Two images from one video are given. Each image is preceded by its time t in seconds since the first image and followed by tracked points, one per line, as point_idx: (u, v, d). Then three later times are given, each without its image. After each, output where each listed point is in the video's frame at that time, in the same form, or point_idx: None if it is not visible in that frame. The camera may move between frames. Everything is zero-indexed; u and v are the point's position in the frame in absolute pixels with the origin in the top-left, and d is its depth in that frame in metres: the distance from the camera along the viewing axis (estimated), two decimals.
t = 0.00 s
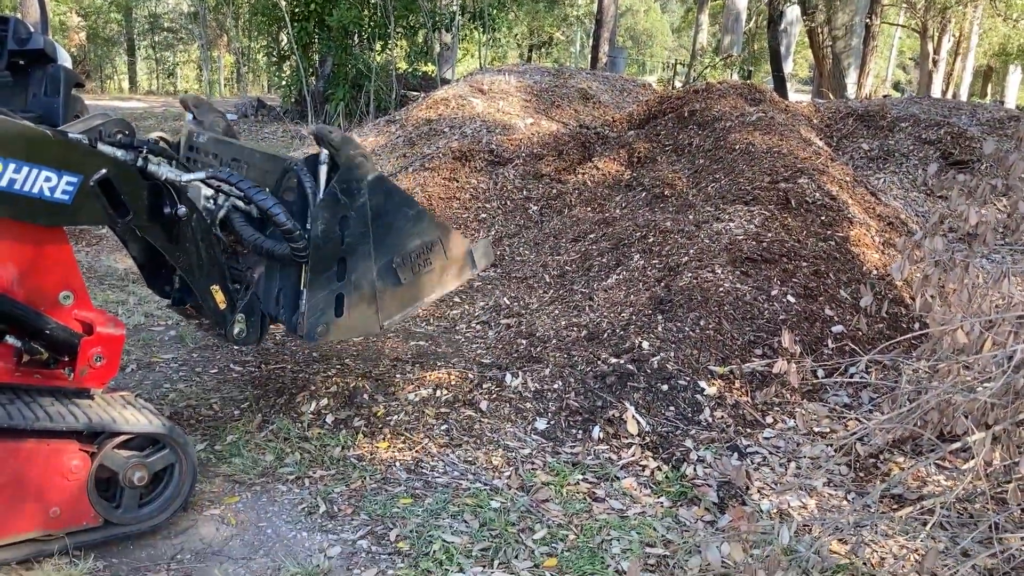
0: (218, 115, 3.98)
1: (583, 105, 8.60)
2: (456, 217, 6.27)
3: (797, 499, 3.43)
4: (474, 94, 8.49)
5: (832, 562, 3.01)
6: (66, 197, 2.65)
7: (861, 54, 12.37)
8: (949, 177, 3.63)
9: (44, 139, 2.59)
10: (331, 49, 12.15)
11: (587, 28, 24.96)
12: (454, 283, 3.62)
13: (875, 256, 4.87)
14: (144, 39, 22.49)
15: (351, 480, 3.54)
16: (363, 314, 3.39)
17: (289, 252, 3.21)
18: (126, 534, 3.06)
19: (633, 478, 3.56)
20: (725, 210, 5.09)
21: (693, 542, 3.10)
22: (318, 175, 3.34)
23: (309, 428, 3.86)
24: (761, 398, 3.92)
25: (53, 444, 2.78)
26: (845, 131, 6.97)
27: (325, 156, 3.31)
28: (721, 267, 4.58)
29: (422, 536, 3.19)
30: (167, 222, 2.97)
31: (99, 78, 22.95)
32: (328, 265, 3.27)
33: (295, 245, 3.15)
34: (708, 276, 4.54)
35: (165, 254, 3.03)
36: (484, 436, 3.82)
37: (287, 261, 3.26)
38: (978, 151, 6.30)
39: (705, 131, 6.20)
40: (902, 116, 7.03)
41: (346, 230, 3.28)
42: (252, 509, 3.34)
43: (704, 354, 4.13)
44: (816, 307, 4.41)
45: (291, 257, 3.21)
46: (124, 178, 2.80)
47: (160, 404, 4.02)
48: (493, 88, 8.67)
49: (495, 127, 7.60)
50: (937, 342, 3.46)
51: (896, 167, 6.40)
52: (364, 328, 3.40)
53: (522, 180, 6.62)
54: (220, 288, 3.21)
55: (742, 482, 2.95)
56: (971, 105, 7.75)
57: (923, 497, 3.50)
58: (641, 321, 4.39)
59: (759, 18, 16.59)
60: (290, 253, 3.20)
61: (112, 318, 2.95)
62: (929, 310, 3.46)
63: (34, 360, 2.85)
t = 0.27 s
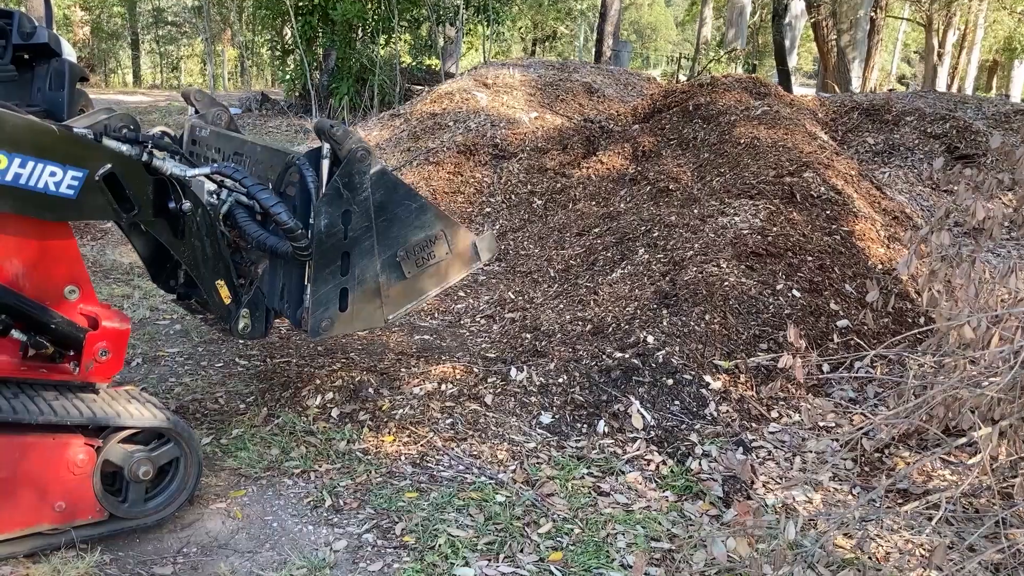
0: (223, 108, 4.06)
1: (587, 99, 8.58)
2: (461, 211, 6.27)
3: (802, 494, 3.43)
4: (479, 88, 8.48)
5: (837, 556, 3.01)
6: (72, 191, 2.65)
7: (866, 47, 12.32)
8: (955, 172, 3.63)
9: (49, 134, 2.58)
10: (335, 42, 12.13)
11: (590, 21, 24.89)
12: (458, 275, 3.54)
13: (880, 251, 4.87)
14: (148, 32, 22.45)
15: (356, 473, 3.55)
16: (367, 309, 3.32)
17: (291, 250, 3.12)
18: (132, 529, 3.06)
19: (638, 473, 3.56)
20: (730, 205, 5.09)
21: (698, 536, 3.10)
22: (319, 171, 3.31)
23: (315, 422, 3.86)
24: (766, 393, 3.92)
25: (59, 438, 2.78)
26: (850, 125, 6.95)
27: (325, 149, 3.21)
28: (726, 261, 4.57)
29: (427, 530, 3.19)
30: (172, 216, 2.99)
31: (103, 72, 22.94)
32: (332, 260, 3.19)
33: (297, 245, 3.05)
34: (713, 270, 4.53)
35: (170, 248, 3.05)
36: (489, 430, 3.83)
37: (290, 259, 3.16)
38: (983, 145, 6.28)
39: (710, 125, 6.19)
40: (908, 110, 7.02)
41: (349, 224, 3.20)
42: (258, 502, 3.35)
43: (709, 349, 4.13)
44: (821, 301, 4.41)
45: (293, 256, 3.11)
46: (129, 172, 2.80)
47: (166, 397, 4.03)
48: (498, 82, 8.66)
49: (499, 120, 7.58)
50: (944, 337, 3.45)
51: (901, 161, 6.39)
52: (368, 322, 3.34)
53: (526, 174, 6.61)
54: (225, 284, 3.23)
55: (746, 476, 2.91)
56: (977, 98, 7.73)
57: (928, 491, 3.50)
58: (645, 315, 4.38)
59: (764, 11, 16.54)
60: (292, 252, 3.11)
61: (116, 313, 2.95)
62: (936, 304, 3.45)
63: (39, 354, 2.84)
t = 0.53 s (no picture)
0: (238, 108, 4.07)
1: (594, 95, 8.56)
2: (469, 208, 6.26)
3: (811, 491, 3.42)
4: (486, 85, 8.46)
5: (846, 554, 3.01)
6: (81, 188, 2.65)
7: (875, 43, 12.25)
8: (966, 168, 3.57)
9: (58, 131, 2.58)
10: (342, 39, 12.11)
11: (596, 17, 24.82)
12: (468, 281, 3.60)
13: (889, 248, 4.86)
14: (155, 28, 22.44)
15: (365, 470, 3.55)
16: (377, 309, 3.39)
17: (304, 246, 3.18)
18: (141, 525, 3.07)
19: (646, 470, 3.56)
20: (738, 201, 5.07)
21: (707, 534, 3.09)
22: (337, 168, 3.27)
23: (323, 418, 3.86)
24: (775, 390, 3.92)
25: (69, 434, 2.79)
26: (858, 122, 6.93)
27: (342, 148, 3.22)
28: (735, 258, 4.56)
29: (436, 527, 3.19)
30: (181, 213, 2.99)
31: (108, 68, 22.94)
32: (345, 259, 3.26)
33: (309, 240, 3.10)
34: (721, 267, 4.52)
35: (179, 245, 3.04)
36: (497, 427, 3.83)
37: (302, 256, 3.23)
38: (992, 141, 6.26)
39: (718, 121, 6.17)
40: (916, 106, 6.99)
41: (363, 224, 3.27)
42: (267, 499, 3.35)
43: (717, 346, 4.13)
44: (830, 298, 4.40)
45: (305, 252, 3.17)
46: (138, 169, 2.80)
47: (174, 394, 4.03)
48: (505, 78, 8.64)
49: (506, 117, 7.56)
50: (954, 334, 3.44)
51: (910, 158, 6.37)
52: (377, 321, 3.41)
53: (533, 170, 6.60)
54: (234, 280, 3.24)
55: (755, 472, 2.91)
56: (986, 95, 7.69)
57: (937, 489, 3.49)
58: (653, 312, 4.38)
59: (771, 7, 16.47)
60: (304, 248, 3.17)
61: (126, 309, 2.95)
62: (946, 301, 3.44)
63: (49, 350, 2.85)
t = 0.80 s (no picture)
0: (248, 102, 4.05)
1: (605, 93, 8.54)
2: (480, 206, 6.26)
3: (824, 492, 3.42)
4: (497, 82, 8.44)
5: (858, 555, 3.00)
6: (95, 188, 2.65)
7: (888, 41, 12.19)
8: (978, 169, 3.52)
9: (72, 131, 2.58)
10: (352, 36, 12.11)
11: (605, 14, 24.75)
12: (482, 280, 3.58)
13: (901, 247, 4.84)
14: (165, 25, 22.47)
15: (376, 469, 3.55)
16: (389, 308, 3.38)
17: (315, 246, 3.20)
18: (155, 523, 3.07)
19: (658, 470, 3.56)
20: (750, 200, 5.06)
21: (719, 535, 3.09)
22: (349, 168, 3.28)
23: (335, 417, 3.86)
24: (787, 390, 3.91)
25: (83, 433, 2.80)
26: (870, 120, 6.90)
27: (354, 147, 3.25)
28: (746, 257, 4.55)
29: (447, 526, 3.19)
30: (194, 212, 2.99)
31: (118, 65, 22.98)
32: (356, 258, 3.26)
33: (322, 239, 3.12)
34: (733, 266, 4.51)
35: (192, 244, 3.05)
36: (509, 426, 3.83)
37: (314, 255, 3.25)
38: (1006, 140, 6.23)
39: (729, 120, 6.15)
40: (929, 105, 6.96)
41: (374, 223, 3.27)
42: (279, 497, 3.36)
43: (729, 346, 4.12)
44: (842, 298, 4.39)
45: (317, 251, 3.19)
46: (152, 168, 2.79)
47: (186, 391, 4.04)
48: (516, 76, 8.63)
49: (517, 115, 7.55)
50: (968, 335, 3.42)
51: (922, 157, 6.34)
52: (390, 320, 3.40)
53: (544, 168, 6.59)
54: (247, 278, 3.25)
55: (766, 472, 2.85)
56: (1000, 93, 7.65)
57: (950, 490, 3.48)
58: (665, 311, 4.37)
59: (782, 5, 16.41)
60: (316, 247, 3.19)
61: (140, 308, 2.95)
62: (960, 302, 3.42)
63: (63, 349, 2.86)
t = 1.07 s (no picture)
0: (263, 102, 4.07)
1: (618, 93, 8.52)
2: (493, 207, 6.26)
3: (838, 495, 3.40)
4: (509, 82, 8.44)
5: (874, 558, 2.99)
6: (112, 187, 2.65)
7: (904, 40, 12.12)
8: (997, 168, 3.42)
9: (89, 131, 2.58)
10: (365, 35, 12.12)
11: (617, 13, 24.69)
12: (495, 279, 3.60)
13: (916, 248, 4.81)
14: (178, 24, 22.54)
15: (389, 469, 3.55)
16: (404, 307, 3.38)
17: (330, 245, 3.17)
18: (169, 521, 3.08)
19: (671, 472, 3.55)
20: (764, 201, 5.03)
21: (733, 537, 3.08)
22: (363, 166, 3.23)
23: (348, 417, 3.86)
24: (801, 392, 3.89)
25: (101, 431, 2.81)
26: (885, 120, 6.86)
27: (370, 146, 3.20)
28: (760, 258, 4.53)
29: (460, 527, 3.19)
30: (210, 212, 2.99)
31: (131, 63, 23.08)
32: (371, 257, 3.26)
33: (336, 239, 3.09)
34: (747, 267, 4.49)
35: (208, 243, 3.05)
36: (522, 427, 3.82)
37: (329, 255, 3.22)
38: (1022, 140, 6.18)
39: (743, 120, 6.13)
40: (944, 105, 6.92)
41: (389, 223, 3.27)
42: (292, 497, 3.36)
43: (742, 347, 4.10)
44: (857, 299, 4.37)
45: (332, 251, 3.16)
46: (168, 168, 2.80)
47: (199, 391, 4.05)
48: (529, 76, 8.62)
49: (530, 115, 7.55)
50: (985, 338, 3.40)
51: (937, 157, 6.30)
52: (404, 319, 3.40)
53: (557, 168, 6.58)
54: (262, 277, 3.25)
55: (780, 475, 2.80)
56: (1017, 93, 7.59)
57: (966, 493, 3.46)
58: (678, 312, 4.35)
59: (795, 3, 16.34)
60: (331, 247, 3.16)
61: (156, 308, 2.96)
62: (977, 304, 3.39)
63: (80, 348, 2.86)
